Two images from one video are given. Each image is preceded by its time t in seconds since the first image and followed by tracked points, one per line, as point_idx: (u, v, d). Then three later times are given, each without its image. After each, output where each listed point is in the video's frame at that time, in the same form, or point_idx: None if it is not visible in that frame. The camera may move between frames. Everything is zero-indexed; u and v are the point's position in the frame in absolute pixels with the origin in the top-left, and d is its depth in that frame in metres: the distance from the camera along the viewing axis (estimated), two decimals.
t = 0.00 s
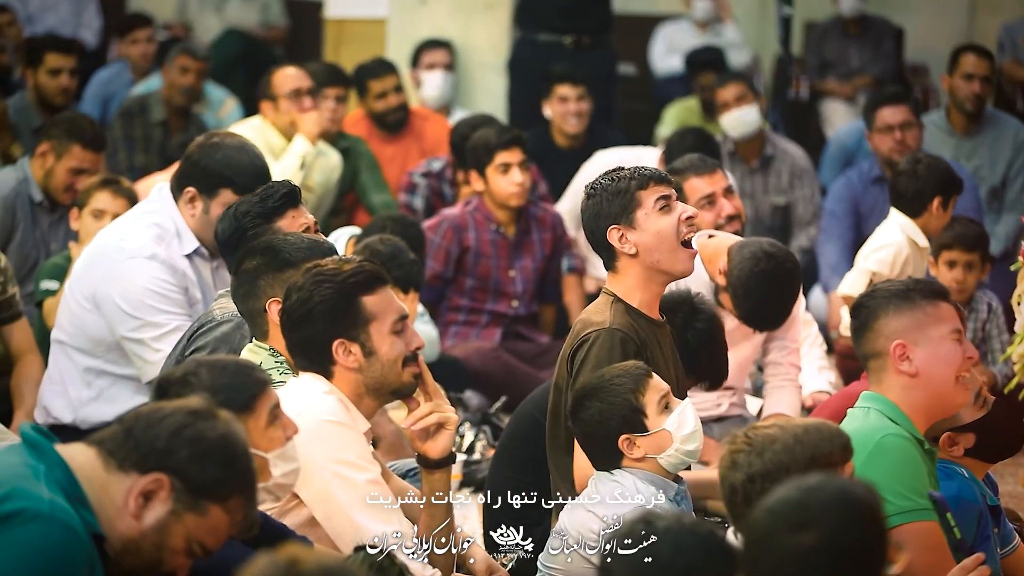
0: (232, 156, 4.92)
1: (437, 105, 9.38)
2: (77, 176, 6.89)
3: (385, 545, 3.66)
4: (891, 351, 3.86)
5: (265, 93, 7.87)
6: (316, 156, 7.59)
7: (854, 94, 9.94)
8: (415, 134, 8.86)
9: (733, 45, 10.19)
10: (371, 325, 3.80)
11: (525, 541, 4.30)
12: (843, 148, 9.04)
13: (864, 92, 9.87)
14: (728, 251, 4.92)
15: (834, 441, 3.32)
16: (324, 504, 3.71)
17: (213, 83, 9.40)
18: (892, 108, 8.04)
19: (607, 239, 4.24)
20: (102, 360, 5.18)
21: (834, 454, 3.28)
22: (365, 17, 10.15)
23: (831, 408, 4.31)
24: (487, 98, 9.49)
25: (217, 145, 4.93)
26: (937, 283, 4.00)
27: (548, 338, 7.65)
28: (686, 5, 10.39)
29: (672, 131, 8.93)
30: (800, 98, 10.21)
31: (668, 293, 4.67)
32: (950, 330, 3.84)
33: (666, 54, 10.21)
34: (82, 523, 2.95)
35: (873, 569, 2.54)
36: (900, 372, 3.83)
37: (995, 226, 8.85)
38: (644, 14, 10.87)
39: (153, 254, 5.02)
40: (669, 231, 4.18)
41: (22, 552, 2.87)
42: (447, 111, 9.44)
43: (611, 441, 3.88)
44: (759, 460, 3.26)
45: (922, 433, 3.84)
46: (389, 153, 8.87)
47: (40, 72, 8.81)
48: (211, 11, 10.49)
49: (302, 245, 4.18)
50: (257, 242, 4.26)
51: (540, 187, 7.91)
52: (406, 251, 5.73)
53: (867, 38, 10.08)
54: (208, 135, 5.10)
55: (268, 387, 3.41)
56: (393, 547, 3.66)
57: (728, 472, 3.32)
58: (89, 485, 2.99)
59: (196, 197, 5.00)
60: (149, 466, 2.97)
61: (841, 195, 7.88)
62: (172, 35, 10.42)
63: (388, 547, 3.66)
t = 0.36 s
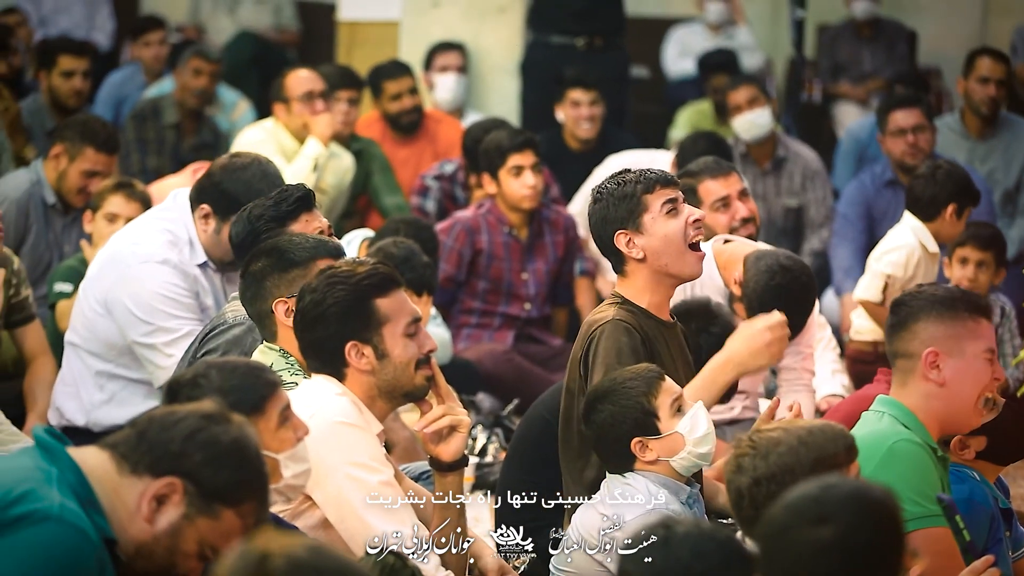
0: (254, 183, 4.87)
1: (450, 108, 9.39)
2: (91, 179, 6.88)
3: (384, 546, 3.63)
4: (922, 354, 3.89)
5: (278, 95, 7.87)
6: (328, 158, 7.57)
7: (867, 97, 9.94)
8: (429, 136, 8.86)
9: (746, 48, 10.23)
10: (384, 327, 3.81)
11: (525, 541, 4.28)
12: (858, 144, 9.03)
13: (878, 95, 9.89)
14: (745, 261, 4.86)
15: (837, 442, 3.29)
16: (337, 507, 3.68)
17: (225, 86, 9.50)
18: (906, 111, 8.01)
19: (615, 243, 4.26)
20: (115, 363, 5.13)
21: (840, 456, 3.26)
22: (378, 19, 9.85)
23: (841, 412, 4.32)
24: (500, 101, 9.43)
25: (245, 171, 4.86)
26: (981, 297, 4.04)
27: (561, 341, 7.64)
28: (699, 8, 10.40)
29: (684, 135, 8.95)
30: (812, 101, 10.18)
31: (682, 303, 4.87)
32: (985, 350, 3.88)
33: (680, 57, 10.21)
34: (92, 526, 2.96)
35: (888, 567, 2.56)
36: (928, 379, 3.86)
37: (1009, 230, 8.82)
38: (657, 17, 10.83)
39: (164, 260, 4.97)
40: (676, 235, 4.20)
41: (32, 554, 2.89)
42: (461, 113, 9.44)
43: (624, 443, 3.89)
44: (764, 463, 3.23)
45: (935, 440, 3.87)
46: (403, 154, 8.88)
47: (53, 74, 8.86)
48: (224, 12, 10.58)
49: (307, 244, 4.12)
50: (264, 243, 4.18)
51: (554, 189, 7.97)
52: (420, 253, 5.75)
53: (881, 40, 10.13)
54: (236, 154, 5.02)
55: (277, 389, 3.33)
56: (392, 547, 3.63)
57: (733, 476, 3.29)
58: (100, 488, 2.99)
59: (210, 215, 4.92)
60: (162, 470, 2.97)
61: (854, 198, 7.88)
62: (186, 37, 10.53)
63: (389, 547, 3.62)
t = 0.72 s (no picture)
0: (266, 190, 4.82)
1: (457, 110, 9.44)
2: (99, 181, 6.85)
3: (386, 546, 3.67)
4: (942, 361, 3.89)
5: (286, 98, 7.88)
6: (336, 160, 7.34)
7: (874, 100, 9.98)
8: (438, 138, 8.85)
9: (754, 51, 10.27)
10: (394, 329, 3.81)
11: (525, 541, 4.29)
12: (865, 140, 9.04)
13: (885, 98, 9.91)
14: (756, 262, 4.82)
15: (845, 446, 3.28)
16: (346, 510, 3.68)
17: (234, 89, 9.53)
18: (913, 114, 7.82)
19: (629, 247, 4.28)
20: (122, 368, 5.11)
21: (849, 459, 3.26)
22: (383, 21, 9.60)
23: (851, 414, 4.32)
24: (507, 104, 9.50)
25: (254, 180, 4.81)
26: (1002, 307, 4.04)
27: (569, 343, 7.62)
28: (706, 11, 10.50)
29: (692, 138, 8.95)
30: (820, 104, 10.19)
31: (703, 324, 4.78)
32: (1003, 362, 3.90)
33: (687, 61, 10.29)
34: (99, 525, 2.97)
35: (902, 566, 2.57)
36: (944, 387, 3.87)
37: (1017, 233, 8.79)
38: (664, 19, 10.97)
39: (172, 266, 4.95)
40: (691, 239, 4.21)
41: (36, 553, 2.91)
42: (467, 116, 9.50)
43: (631, 446, 3.89)
44: (772, 466, 3.24)
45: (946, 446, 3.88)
46: (412, 157, 8.85)
47: (61, 77, 8.82)
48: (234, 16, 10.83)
49: (313, 245, 4.04)
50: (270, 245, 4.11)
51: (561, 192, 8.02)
52: (428, 256, 5.76)
53: (888, 45, 10.25)
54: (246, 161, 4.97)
55: (287, 392, 3.32)
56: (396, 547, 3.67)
57: (741, 479, 3.29)
58: (108, 488, 3.00)
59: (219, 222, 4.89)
60: (170, 469, 2.96)
61: (862, 203, 7.80)
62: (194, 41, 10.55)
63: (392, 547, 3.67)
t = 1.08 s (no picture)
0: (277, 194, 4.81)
1: (469, 113, 9.44)
2: (110, 184, 6.81)
3: (385, 545, 3.66)
4: (956, 366, 3.93)
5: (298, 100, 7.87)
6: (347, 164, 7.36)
7: (886, 103, 9.91)
8: (451, 140, 8.77)
9: (766, 53, 10.38)
10: (405, 331, 3.79)
11: (526, 542, 4.27)
12: (876, 139, 9.04)
13: (896, 101, 9.85)
14: (768, 269, 4.87)
15: (864, 450, 3.29)
16: (358, 514, 3.68)
17: (245, 91, 9.52)
18: (925, 117, 7.80)
19: (649, 252, 4.31)
20: (135, 369, 5.09)
21: (865, 463, 3.26)
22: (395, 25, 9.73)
23: (863, 418, 4.41)
24: (518, 107, 9.47)
25: (267, 183, 4.80)
26: (1019, 313, 4.05)
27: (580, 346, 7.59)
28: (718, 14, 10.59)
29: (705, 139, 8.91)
30: (832, 108, 10.00)
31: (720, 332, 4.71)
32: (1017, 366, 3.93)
33: (699, 63, 10.37)
34: (113, 528, 2.99)
35: (919, 566, 2.56)
36: (957, 393, 3.92)
37: None
38: (675, 23, 11.05)
39: (183, 265, 4.93)
40: (712, 246, 4.25)
41: (48, 561, 2.93)
42: (479, 119, 9.50)
43: (644, 449, 3.89)
44: (787, 470, 3.23)
45: (959, 450, 3.91)
46: (426, 159, 8.77)
47: (74, 79, 8.81)
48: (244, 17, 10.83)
49: (323, 246, 4.00)
50: (282, 244, 4.07)
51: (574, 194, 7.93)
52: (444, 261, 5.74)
53: (899, 48, 10.36)
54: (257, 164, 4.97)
55: (305, 396, 3.35)
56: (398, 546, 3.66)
57: (756, 482, 3.29)
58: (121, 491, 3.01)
59: (231, 224, 4.87)
60: (183, 472, 2.94)
61: (874, 206, 7.75)
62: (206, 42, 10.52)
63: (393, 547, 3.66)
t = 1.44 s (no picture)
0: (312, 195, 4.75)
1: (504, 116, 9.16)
2: (144, 186, 6.79)
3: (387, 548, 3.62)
4: (987, 370, 3.94)
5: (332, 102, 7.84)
6: (382, 165, 7.39)
7: (920, 107, 9.96)
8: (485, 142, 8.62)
9: (800, 57, 10.25)
10: (440, 334, 3.77)
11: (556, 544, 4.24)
12: (910, 139, 9.03)
13: (931, 105, 9.87)
14: (802, 268, 4.89)
15: (904, 456, 3.29)
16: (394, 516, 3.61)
17: (279, 93, 9.36)
18: (960, 121, 7.68)
19: (667, 257, 4.31)
20: (170, 370, 5.06)
21: (904, 470, 3.27)
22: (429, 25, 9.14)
23: (894, 420, 4.45)
24: (551, 109, 9.19)
25: (302, 187, 4.75)
26: None
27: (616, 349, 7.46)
28: (753, 17, 10.48)
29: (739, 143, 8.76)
30: (867, 112, 10.11)
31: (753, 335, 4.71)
32: None
33: (733, 66, 10.34)
34: (148, 532, 2.95)
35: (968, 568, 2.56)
36: (990, 395, 3.93)
37: None
38: (709, 26, 10.88)
39: (218, 266, 4.92)
40: (730, 250, 4.25)
41: (92, 564, 2.91)
42: (514, 121, 9.19)
43: (678, 453, 3.89)
44: (828, 473, 3.23)
45: (993, 453, 3.90)
46: (460, 162, 8.64)
47: (107, 81, 8.72)
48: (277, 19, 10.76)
49: (360, 248, 3.99)
50: (319, 246, 4.06)
51: (608, 197, 7.71)
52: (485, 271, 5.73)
53: (934, 52, 10.16)
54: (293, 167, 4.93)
55: (350, 397, 3.36)
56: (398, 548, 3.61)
57: (796, 486, 3.27)
58: (157, 492, 2.99)
59: (266, 228, 4.82)
60: (219, 475, 2.95)
61: (909, 210, 7.70)
62: (238, 44, 10.48)
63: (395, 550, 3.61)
